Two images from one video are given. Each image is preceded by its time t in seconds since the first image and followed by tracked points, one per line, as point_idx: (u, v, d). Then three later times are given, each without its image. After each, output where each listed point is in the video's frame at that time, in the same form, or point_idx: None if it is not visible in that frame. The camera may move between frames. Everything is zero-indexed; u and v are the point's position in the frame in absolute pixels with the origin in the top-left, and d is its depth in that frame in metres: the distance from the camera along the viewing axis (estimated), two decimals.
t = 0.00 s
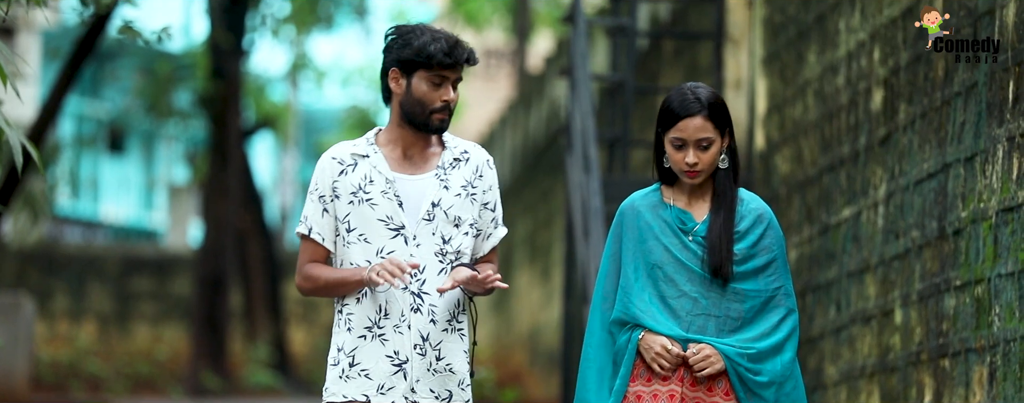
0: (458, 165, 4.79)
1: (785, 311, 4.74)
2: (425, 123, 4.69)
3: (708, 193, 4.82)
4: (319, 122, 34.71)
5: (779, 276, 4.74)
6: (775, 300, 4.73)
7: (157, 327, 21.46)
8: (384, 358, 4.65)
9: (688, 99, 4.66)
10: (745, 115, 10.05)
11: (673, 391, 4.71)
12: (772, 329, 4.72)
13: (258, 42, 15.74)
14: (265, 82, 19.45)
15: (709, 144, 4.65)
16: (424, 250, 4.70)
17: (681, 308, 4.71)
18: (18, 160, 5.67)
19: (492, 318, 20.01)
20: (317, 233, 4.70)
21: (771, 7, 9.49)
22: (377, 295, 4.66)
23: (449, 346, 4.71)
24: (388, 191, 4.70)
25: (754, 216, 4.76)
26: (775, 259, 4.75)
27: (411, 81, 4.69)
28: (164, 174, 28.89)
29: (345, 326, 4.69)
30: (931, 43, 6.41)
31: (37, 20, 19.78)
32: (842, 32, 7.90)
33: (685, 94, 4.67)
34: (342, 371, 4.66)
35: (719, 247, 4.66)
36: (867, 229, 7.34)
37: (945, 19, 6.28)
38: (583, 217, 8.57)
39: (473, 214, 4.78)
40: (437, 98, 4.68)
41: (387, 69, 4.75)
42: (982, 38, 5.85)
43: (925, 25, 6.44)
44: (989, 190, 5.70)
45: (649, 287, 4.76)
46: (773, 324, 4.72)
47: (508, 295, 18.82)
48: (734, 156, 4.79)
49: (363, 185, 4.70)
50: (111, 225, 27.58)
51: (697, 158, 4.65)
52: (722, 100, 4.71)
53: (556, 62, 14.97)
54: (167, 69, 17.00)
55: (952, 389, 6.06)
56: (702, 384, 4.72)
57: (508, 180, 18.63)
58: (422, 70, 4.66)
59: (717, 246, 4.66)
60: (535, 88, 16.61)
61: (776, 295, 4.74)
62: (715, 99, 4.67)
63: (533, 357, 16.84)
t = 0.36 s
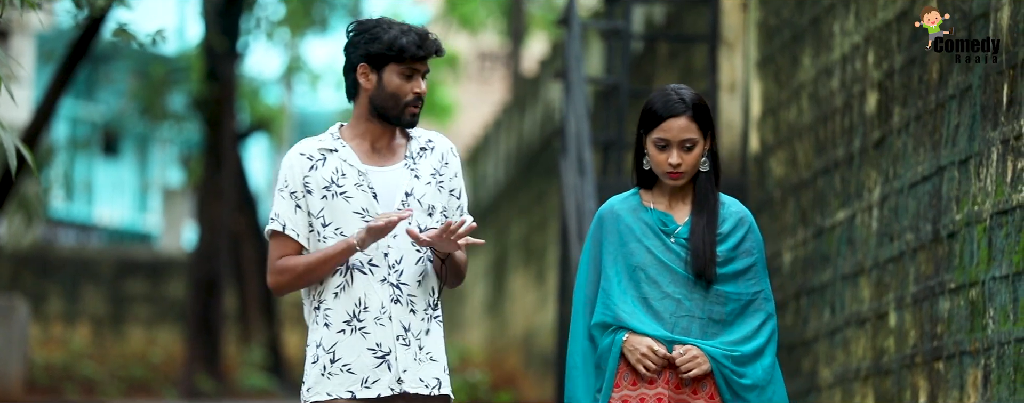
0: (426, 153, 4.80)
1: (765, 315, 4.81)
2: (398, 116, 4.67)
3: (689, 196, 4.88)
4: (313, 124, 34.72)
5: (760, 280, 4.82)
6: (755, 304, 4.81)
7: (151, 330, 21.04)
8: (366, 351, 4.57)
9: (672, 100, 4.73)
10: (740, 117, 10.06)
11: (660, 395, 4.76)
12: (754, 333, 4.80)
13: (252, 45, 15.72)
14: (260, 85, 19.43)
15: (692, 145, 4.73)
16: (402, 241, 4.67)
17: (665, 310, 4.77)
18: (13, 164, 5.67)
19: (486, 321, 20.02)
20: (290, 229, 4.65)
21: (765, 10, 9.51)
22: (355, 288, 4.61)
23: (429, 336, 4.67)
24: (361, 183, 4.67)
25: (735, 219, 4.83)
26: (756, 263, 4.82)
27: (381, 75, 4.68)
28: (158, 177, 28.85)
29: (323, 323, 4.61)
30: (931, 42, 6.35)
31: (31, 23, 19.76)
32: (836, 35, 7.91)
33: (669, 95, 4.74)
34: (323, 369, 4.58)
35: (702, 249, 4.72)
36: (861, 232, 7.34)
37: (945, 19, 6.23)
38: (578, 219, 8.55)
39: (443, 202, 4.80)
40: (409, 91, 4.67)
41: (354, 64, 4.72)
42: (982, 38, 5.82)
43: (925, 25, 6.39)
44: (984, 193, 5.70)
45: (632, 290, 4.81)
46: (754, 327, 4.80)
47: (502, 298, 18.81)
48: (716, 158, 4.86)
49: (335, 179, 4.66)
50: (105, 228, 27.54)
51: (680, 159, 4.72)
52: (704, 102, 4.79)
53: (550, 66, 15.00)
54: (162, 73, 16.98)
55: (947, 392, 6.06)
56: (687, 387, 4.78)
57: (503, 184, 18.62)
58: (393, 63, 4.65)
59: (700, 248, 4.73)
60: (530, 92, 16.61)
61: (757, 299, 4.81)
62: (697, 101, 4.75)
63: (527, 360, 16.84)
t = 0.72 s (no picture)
0: (407, 156, 4.83)
1: (737, 314, 4.82)
2: (383, 120, 4.66)
3: (661, 194, 4.88)
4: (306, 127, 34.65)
5: (733, 279, 4.82)
6: (728, 303, 4.81)
7: (144, 333, 20.53)
8: (351, 360, 4.57)
9: (643, 94, 4.74)
10: (732, 120, 10.06)
11: (630, 393, 4.77)
12: (727, 332, 4.80)
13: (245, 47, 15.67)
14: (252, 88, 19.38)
15: (661, 141, 4.73)
16: (385, 246, 4.64)
17: (636, 307, 4.77)
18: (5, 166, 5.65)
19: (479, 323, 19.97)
20: (260, 234, 4.63)
21: (758, 12, 9.51)
22: (338, 296, 4.58)
23: (413, 342, 4.67)
24: (343, 189, 4.65)
25: (708, 218, 4.84)
26: (728, 261, 4.83)
27: (364, 80, 4.66)
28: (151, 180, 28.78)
29: (304, 332, 4.59)
30: (931, 43, 6.27)
31: (23, 25, 19.72)
32: (829, 38, 7.91)
33: (641, 90, 4.75)
34: (307, 379, 4.58)
35: (675, 247, 4.73)
36: (854, 234, 7.34)
37: (945, 19, 6.12)
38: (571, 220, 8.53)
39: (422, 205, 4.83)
40: (395, 93, 4.66)
41: (335, 67, 4.70)
42: (982, 37, 5.72)
43: (925, 25, 6.30)
44: (976, 196, 5.70)
45: (603, 287, 4.81)
46: (727, 326, 4.80)
47: (495, 301, 18.76)
48: (688, 155, 4.86)
49: (316, 184, 4.64)
50: (97, 230, 27.45)
51: (648, 155, 4.72)
52: (678, 99, 4.79)
53: (543, 69, 14.97)
54: (155, 74, 16.94)
55: (939, 395, 6.06)
56: (659, 384, 4.78)
57: (496, 186, 18.59)
58: (378, 66, 4.63)
59: (673, 245, 4.74)
60: (523, 95, 16.59)
61: (730, 298, 4.82)
62: (671, 97, 4.75)
63: (520, 363, 16.80)
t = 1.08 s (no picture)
0: (412, 164, 4.76)
1: (727, 319, 4.68)
2: (386, 127, 4.62)
3: (651, 197, 4.75)
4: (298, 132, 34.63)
5: (723, 283, 4.69)
6: (717, 308, 4.67)
7: (136, 337, 20.15)
8: (342, 368, 4.54)
9: (632, 97, 4.59)
10: (724, 125, 10.05)
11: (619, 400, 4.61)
12: (718, 338, 4.66)
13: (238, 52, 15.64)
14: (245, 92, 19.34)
15: (649, 145, 4.59)
16: (385, 254, 4.60)
17: (626, 314, 4.63)
18: None
19: (471, 327, 19.94)
20: (268, 243, 4.58)
21: (750, 17, 9.52)
22: (333, 303, 4.56)
23: (408, 351, 4.63)
24: (344, 195, 4.60)
25: (698, 222, 4.71)
26: (719, 266, 4.69)
27: (367, 87, 4.61)
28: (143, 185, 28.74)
29: (300, 338, 4.57)
30: (931, 43, 6.18)
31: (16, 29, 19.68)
32: (821, 43, 7.91)
33: (630, 93, 4.60)
34: (300, 386, 4.56)
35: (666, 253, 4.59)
36: (846, 239, 7.34)
37: (945, 19, 6.04)
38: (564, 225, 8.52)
39: (427, 213, 4.75)
40: (397, 102, 4.61)
41: (337, 73, 4.65)
42: (982, 37, 5.65)
43: (925, 25, 6.21)
44: (969, 200, 5.70)
45: (592, 293, 4.66)
46: (716, 332, 4.66)
47: (487, 305, 18.74)
48: (679, 158, 4.72)
49: (317, 191, 4.59)
50: (89, 235, 27.36)
51: (636, 159, 4.59)
52: (667, 101, 4.65)
53: (536, 73, 14.99)
54: (148, 78, 16.93)
55: (931, 399, 6.06)
56: (650, 392, 4.62)
57: (488, 191, 18.59)
58: (380, 74, 4.59)
59: (663, 250, 4.59)
60: (515, 100, 16.60)
61: (719, 302, 4.68)
62: (661, 100, 4.61)
63: (513, 367, 16.77)
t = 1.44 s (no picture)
0: (433, 167, 4.74)
1: (733, 326, 4.68)
2: (405, 124, 4.66)
3: (659, 202, 4.74)
4: (292, 136, 34.60)
5: (730, 290, 4.69)
6: (724, 314, 4.68)
7: (128, 342, 19.91)
8: (356, 367, 4.56)
9: (637, 101, 4.61)
10: (718, 129, 10.05)
11: None
12: (723, 345, 4.66)
13: (231, 55, 15.61)
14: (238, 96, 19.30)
15: (654, 149, 4.61)
16: (403, 255, 4.60)
17: (631, 320, 4.64)
18: None
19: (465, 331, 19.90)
20: (285, 240, 4.59)
21: (743, 21, 9.53)
22: (348, 302, 4.56)
23: (424, 352, 4.61)
24: (363, 195, 4.61)
25: (707, 228, 4.71)
26: (726, 273, 4.69)
27: (388, 81, 4.66)
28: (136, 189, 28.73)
29: (315, 338, 4.59)
30: (931, 44, 6.09)
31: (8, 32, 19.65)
32: (814, 47, 7.92)
33: (636, 96, 4.62)
34: (315, 384, 4.59)
35: (671, 260, 4.59)
36: (839, 243, 7.35)
37: (945, 19, 5.97)
38: (557, 229, 8.52)
39: (448, 217, 4.74)
40: (416, 102, 4.65)
41: (362, 66, 4.70)
42: (982, 38, 5.57)
43: (925, 25, 6.11)
44: (962, 204, 5.70)
45: (598, 299, 4.67)
46: (723, 337, 4.66)
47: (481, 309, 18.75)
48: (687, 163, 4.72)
49: (337, 189, 4.61)
50: (82, 239, 27.31)
51: (640, 162, 4.61)
52: (674, 106, 4.66)
53: (529, 76, 14.96)
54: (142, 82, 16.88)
55: None
56: (656, 398, 4.66)
57: (482, 194, 18.56)
58: (402, 69, 4.63)
59: (669, 257, 4.60)
60: (508, 104, 16.58)
61: (725, 308, 4.68)
62: (667, 103, 4.63)
63: (507, 371, 16.74)
